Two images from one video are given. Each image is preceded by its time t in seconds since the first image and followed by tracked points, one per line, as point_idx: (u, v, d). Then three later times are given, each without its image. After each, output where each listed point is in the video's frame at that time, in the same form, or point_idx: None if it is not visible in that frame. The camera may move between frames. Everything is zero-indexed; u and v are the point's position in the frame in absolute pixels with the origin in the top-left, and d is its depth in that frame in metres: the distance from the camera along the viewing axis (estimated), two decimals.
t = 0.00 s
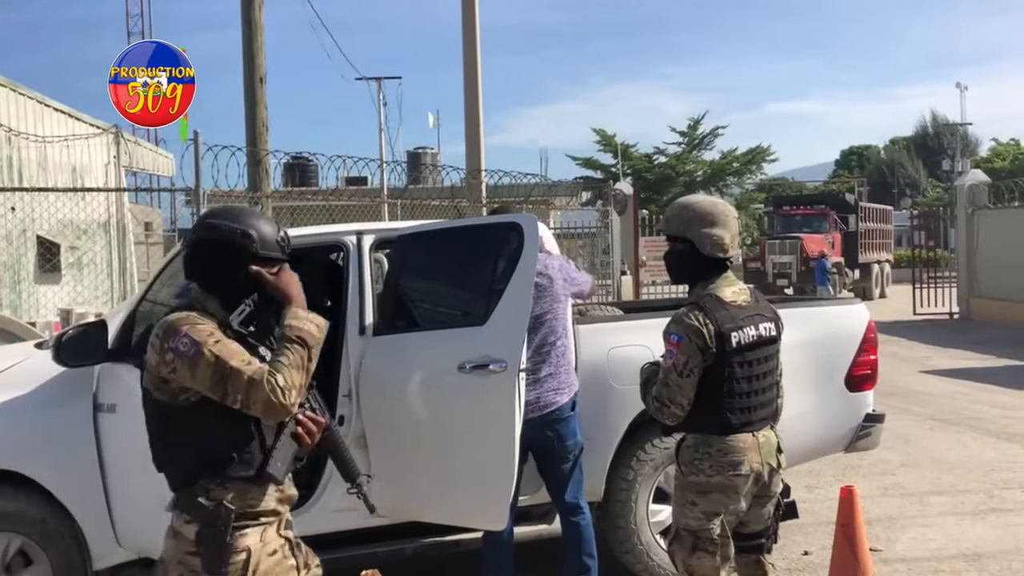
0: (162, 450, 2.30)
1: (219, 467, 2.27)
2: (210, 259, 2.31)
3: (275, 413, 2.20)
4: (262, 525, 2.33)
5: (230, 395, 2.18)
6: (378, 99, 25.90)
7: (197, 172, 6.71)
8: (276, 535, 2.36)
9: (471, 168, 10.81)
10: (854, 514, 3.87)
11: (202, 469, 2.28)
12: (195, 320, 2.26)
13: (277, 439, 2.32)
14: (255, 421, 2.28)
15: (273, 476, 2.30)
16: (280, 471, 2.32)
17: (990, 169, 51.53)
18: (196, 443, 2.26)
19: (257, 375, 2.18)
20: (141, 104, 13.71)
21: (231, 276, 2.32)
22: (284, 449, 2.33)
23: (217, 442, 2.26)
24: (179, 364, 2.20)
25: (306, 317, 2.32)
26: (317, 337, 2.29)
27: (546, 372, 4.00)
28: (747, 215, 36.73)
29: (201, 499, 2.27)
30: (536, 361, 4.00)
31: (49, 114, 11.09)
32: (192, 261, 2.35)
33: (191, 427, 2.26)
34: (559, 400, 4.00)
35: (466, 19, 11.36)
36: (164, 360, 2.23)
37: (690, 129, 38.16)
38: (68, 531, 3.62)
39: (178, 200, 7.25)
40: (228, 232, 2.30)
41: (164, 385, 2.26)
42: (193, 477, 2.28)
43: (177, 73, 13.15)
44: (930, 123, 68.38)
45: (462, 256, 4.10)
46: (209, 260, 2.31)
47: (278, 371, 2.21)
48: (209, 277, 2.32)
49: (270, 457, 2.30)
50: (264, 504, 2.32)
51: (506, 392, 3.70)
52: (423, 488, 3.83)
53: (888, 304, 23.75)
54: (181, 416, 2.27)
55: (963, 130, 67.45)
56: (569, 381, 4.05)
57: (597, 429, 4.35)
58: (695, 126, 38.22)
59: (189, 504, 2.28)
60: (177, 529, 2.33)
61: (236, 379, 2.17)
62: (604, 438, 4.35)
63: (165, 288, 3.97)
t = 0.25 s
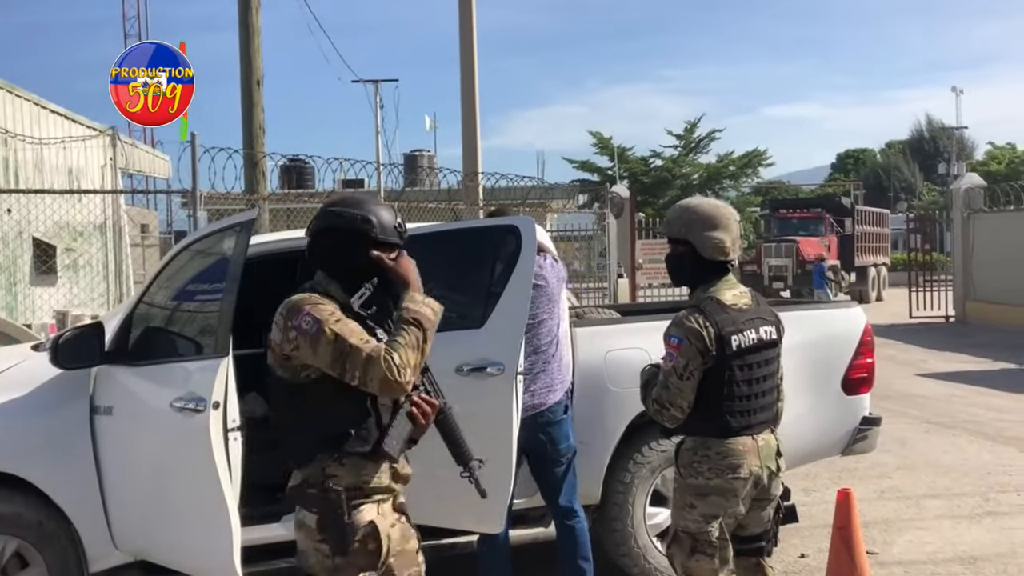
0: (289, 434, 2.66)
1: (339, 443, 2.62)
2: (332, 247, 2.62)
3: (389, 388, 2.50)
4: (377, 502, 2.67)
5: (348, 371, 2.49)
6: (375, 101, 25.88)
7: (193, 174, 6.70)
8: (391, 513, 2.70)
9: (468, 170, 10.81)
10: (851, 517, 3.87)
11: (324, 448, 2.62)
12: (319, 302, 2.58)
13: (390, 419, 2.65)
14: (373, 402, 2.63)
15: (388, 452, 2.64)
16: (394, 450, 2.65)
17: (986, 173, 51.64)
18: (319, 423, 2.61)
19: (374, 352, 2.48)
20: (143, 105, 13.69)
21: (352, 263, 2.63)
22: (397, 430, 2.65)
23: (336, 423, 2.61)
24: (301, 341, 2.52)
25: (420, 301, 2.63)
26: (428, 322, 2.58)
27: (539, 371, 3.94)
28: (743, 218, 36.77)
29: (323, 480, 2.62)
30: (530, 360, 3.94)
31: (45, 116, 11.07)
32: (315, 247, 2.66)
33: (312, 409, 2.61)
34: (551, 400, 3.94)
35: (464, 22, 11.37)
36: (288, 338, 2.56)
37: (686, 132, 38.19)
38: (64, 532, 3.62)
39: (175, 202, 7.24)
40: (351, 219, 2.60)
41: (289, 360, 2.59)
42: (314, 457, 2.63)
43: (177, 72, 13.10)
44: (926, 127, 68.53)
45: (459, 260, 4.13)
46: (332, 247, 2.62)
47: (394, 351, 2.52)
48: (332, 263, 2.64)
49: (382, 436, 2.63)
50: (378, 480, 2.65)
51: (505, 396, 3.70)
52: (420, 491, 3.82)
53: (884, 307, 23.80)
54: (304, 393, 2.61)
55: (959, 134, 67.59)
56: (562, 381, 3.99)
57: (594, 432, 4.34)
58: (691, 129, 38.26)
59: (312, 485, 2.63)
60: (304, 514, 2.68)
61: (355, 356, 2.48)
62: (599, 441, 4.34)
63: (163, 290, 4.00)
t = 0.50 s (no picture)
0: (387, 432, 2.61)
1: (440, 441, 2.57)
2: (427, 247, 2.61)
3: (492, 389, 2.48)
4: (473, 499, 2.63)
5: (452, 371, 2.46)
6: (374, 103, 25.88)
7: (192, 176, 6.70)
8: (483, 512, 2.67)
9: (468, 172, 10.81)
10: (850, 519, 3.88)
11: (423, 447, 2.57)
12: (419, 302, 2.55)
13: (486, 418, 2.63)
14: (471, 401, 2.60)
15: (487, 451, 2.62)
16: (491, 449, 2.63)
17: (984, 176, 51.69)
18: (418, 421, 2.56)
19: (478, 353, 2.46)
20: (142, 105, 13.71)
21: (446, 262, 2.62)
22: (491, 429, 2.66)
23: (437, 421, 2.56)
24: (403, 341, 2.49)
25: (518, 300, 2.61)
26: (525, 322, 2.58)
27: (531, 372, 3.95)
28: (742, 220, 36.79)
29: (423, 476, 2.57)
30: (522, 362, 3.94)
31: (44, 117, 11.07)
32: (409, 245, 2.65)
33: (412, 407, 2.57)
34: (542, 401, 3.96)
35: (463, 23, 11.37)
36: (388, 337, 2.51)
37: (685, 134, 38.21)
38: (62, 533, 3.62)
39: (174, 204, 7.24)
40: (447, 219, 2.59)
41: (387, 361, 2.55)
42: (412, 456, 2.58)
43: (177, 72, 13.14)
44: (924, 129, 68.60)
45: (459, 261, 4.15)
46: (427, 246, 2.61)
47: (496, 351, 2.50)
48: (426, 262, 2.62)
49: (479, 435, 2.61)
50: (477, 479, 2.62)
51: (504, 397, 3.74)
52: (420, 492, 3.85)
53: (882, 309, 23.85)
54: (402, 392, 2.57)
55: (957, 137, 67.66)
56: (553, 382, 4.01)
57: (593, 433, 4.34)
58: (690, 131, 38.28)
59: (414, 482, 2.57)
60: (398, 509, 2.61)
61: (459, 356, 2.46)
62: (601, 442, 4.34)
63: (161, 291, 3.96)
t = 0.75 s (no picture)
0: (508, 424, 2.64)
1: (564, 435, 2.60)
2: (545, 246, 2.68)
3: (624, 384, 2.52)
4: (587, 492, 2.68)
5: (583, 368, 2.51)
6: (375, 103, 25.88)
7: (193, 176, 6.70)
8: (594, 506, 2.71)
9: (468, 173, 10.81)
10: (851, 521, 3.88)
11: (546, 440, 2.60)
12: (546, 300, 2.60)
13: (606, 417, 2.69)
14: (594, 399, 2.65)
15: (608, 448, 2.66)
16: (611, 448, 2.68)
17: (984, 177, 51.69)
18: (544, 414, 2.60)
19: (610, 349, 2.51)
20: (141, 106, 13.71)
21: (565, 261, 2.69)
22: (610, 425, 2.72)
23: (563, 415, 2.60)
24: (533, 337, 2.53)
25: (639, 298, 2.68)
26: (648, 320, 2.64)
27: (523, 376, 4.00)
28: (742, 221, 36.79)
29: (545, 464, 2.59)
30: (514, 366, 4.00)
31: (45, 117, 11.08)
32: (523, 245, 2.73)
33: (536, 402, 2.60)
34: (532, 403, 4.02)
35: (464, 24, 11.38)
36: (517, 334, 2.56)
37: (686, 135, 38.21)
38: (63, 533, 3.62)
39: (175, 204, 7.24)
40: (566, 217, 2.66)
41: (512, 359, 2.59)
42: (533, 449, 2.61)
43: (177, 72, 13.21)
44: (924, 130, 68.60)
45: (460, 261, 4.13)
46: (545, 245, 2.68)
47: (627, 347, 2.55)
48: (545, 258, 2.69)
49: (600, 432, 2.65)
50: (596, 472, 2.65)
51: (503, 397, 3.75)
52: (422, 492, 3.85)
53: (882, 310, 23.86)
54: (528, 387, 2.61)
55: (958, 138, 67.65)
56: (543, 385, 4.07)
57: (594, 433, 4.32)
58: (690, 132, 38.28)
59: (536, 468, 2.59)
60: (515, 496, 2.65)
61: (589, 352, 2.51)
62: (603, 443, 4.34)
63: (163, 291, 3.98)
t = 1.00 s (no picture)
0: (583, 407, 2.68)
1: (639, 422, 2.63)
2: (618, 230, 2.77)
3: (703, 365, 2.55)
4: (652, 485, 2.70)
5: (664, 349, 2.54)
6: (376, 103, 25.85)
7: (195, 175, 6.70)
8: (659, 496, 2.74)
9: (470, 172, 10.82)
10: (853, 520, 3.87)
11: (619, 424, 2.64)
12: (628, 282, 2.64)
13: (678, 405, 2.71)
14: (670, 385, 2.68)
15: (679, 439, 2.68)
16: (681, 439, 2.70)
17: (986, 177, 51.65)
18: (619, 398, 2.63)
19: (690, 330, 2.55)
20: (140, 105, 13.66)
21: (637, 246, 2.77)
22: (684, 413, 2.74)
23: (638, 401, 2.63)
24: (615, 317, 2.57)
25: (715, 283, 2.72)
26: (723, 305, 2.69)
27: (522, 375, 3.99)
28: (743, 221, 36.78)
29: (613, 451, 2.62)
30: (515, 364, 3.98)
31: (47, 117, 11.08)
32: (593, 229, 2.79)
33: (615, 384, 2.64)
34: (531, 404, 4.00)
35: (466, 23, 11.37)
36: (598, 314, 2.59)
37: (687, 134, 38.21)
38: (66, 531, 3.61)
39: (176, 203, 7.25)
40: (646, 203, 2.74)
41: (592, 340, 2.62)
42: (608, 431, 2.65)
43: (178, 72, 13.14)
44: (926, 130, 68.57)
45: (463, 260, 4.10)
46: (619, 229, 2.76)
47: (706, 329, 2.59)
48: (620, 242, 2.77)
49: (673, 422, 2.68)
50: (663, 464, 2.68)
51: (506, 397, 3.70)
52: (423, 492, 3.82)
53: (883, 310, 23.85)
54: (605, 369, 2.65)
55: (959, 138, 67.60)
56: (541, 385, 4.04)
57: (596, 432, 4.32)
58: (692, 132, 38.28)
59: (605, 455, 2.63)
60: (582, 480, 2.69)
61: (671, 334, 2.54)
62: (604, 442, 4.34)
63: (165, 290, 3.95)
